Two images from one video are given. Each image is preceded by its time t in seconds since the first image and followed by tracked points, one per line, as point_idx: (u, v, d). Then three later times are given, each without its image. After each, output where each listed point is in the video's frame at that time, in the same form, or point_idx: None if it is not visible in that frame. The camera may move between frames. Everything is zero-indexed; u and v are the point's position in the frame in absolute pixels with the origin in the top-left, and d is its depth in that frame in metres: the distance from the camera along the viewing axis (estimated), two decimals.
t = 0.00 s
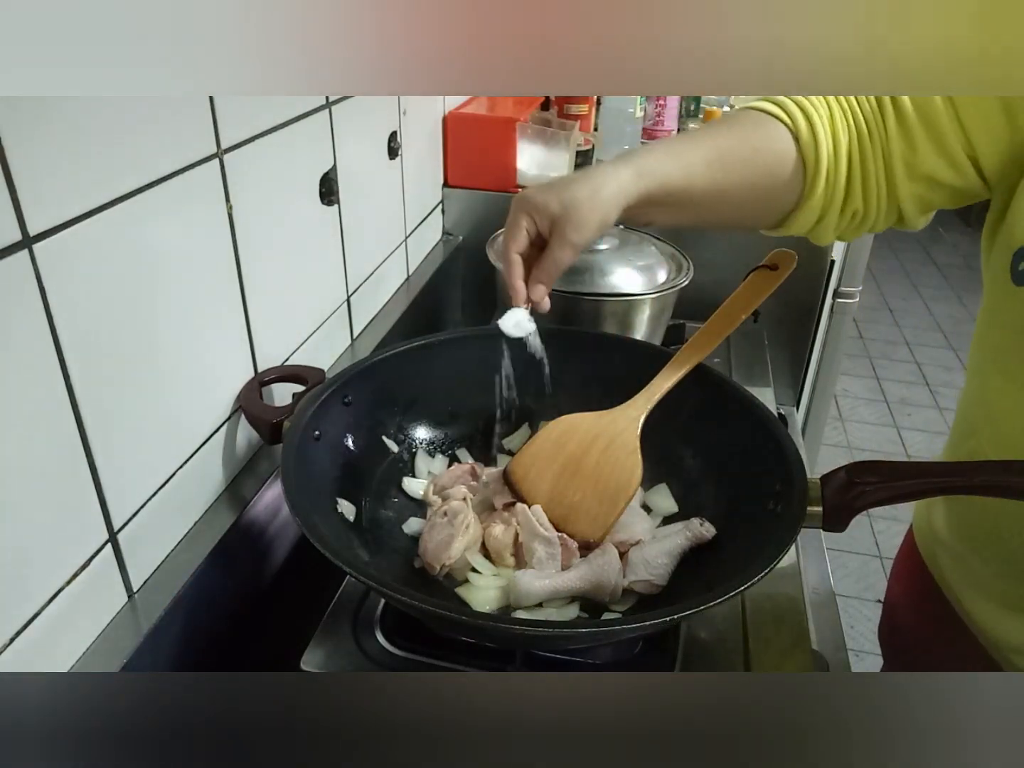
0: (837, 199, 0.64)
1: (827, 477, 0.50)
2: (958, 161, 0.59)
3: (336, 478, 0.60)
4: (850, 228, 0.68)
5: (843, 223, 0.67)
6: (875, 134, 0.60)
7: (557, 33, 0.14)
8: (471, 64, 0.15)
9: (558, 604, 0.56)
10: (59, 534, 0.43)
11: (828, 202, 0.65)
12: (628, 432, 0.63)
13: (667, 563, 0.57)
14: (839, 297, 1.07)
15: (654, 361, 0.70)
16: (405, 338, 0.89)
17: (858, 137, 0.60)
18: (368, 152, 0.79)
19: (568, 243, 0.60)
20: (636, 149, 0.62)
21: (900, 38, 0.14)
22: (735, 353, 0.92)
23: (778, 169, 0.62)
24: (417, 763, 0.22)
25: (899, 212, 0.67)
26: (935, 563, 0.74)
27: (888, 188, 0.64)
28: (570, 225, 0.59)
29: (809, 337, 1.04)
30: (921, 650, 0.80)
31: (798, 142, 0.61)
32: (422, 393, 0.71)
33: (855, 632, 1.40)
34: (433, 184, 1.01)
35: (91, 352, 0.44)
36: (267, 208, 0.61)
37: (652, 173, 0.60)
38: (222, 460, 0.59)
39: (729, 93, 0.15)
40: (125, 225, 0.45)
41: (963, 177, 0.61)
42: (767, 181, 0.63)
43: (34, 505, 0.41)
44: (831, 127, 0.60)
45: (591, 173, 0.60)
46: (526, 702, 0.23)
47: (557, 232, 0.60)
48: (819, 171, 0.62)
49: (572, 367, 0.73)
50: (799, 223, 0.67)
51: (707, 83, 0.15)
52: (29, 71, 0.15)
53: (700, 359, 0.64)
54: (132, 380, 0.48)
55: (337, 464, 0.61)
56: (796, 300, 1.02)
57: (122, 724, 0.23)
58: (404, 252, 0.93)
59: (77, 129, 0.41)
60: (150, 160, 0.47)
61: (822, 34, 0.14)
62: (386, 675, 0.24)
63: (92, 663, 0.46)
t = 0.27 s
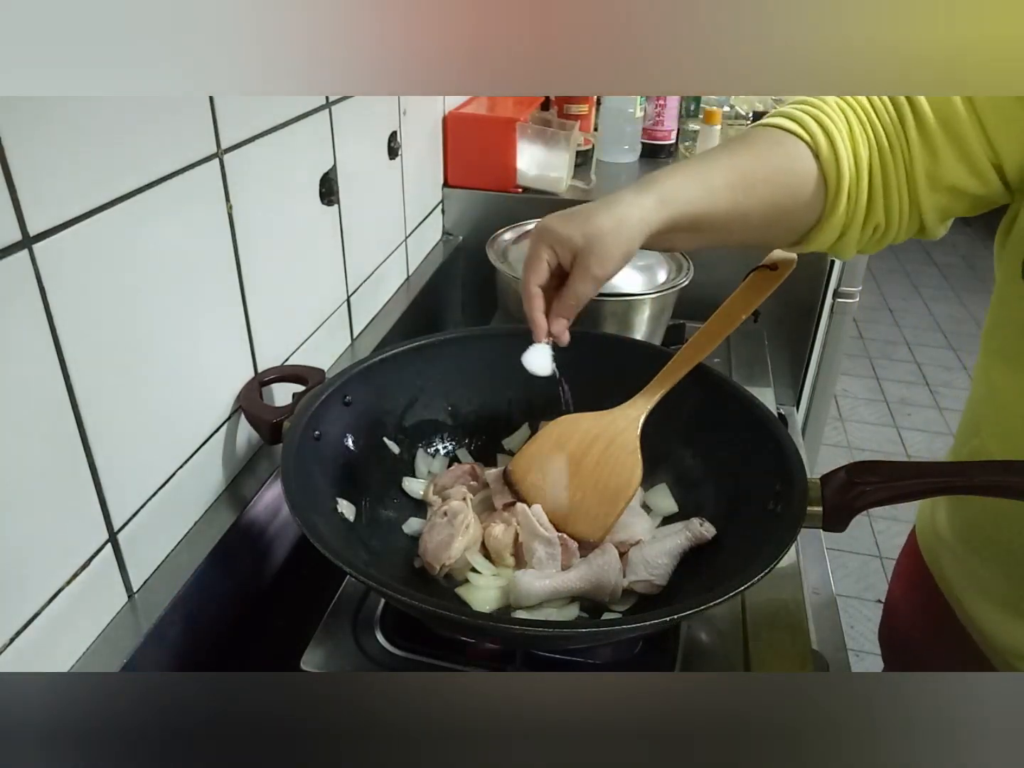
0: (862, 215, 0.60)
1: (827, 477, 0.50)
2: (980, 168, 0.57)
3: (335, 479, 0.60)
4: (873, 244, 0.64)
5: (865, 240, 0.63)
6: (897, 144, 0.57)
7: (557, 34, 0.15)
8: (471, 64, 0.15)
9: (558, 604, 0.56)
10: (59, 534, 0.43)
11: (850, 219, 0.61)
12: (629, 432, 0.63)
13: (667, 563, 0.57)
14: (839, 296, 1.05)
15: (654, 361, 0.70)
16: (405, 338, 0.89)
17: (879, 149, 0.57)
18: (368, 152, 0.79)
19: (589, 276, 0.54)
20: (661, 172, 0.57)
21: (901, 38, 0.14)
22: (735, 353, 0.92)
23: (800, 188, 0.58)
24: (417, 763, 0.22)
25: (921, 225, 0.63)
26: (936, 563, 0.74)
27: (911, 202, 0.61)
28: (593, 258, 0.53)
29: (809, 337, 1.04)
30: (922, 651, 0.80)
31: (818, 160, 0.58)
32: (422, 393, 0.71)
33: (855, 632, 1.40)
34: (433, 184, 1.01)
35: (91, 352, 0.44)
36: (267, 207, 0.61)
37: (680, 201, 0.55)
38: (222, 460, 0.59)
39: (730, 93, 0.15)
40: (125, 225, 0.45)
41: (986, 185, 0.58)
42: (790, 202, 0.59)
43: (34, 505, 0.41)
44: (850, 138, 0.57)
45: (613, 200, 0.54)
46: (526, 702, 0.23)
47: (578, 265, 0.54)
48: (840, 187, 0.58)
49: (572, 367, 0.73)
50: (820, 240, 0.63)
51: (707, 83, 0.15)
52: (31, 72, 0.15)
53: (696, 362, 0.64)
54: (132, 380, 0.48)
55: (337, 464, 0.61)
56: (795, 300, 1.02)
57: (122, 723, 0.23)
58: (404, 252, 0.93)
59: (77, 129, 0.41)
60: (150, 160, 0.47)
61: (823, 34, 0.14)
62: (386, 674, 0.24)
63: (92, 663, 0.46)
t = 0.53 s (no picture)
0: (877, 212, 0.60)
1: (827, 478, 0.50)
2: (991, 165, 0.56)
3: (335, 478, 0.60)
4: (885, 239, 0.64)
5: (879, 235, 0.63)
6: (909, 139, 0.56)
7: (557, 34, 0.15)
8: (470, 64, 0.15)
9: (559, 604, 0.56)
10: (59, 535, 0.43)
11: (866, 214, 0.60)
12: (628, 432, 0.63)
13: (667, 563, 0.57)
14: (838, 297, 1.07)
15: (654, 361, 0.70)
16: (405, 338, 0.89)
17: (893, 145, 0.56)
18: (368, 152, 0.79)
19: (628, 298, 0.57)
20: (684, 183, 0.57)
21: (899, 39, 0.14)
22: (735, 353, 0.92)
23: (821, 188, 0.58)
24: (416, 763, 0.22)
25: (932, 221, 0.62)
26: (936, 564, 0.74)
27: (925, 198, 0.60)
28: (631, 282, 0.56)
29: (809, 338, 1.04)
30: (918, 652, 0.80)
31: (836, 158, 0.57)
32: (422, 393, 0.71)
33: (855, 632, 1.40)
34: (433, 184, 1.01)
35: (91, 353, 0.44)
36: (267, 207, 0.61)
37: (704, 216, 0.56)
38: (222, 460, 0.59)
39: (729, 94, 0.15)
40: (124, 226, 0.45)
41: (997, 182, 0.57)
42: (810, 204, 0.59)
43: (34, 505, 0.41)
44: (865, 136, 0.56)
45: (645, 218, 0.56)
46: (526, 702, 0.23)
47: (618, 288, 0.57)
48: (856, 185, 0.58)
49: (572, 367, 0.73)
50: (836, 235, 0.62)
51: (707, 84, 0.15)
52: (31, 72, 0.15)
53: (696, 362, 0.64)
54: (132, 381, 0.48)
55: (337, 464, 0.61)
56: (795, 300, 1.02)
57: (122, 724, 0.23)
58: (404, 252, 0.93)
59: (77, 129, 0.41)
60: (150, 161, 0.47)
61: (821, 34, 0.14)
62: (385, 674, 0.24)
63: (92, 663, 0.46)
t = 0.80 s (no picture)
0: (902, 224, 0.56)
1: (827, 477, 0.50)
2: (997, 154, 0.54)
3: (335, 478, 0.60)
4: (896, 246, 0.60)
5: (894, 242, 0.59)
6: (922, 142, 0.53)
7: (557, 32, 0.15)
8: (470, 62, 0.15)
9: (559, 604, 0.56)
10: (59, 534, 0.43)
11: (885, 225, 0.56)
12: (628, 431, 0.64)
13: (668, 562, 0.57)
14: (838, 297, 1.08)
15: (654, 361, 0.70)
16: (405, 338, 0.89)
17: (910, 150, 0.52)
18: (368, 153, 0.79)
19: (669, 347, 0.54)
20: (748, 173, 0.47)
21: (901, 37, 0.14)
22: (735, 353, 0.92)
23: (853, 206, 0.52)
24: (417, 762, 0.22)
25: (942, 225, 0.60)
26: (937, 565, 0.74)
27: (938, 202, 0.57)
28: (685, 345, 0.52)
29: (809, 338, 1.04)
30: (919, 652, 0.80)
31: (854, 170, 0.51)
32: (421, 393, 0.71)
33: (855, 632, 1.40)
34: (433, 184, 1.01)
35: (91, 353, 0.44)
36: (267, 207, 0.61)
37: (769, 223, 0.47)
38: (222, 460, 0.59)
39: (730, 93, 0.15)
40: (124, 226, 0.45)
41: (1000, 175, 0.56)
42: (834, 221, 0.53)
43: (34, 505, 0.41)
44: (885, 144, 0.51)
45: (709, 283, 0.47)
46: (526, 702, 0.23)
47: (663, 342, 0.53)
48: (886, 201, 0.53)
49: (572, 367, 0.73)
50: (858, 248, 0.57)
51: (708, 82, 0.15)
52: (32, 72, 0.15)
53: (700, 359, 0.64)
54: (132, 380, 0.48)
55: (337, 464, 0.61)
56: (795, 300, 1.02)
57: (122, 724, 0.23)
58: (404, 252, 0.93)
59: (77, 130, 0.41)
60: (149, 161, 0.47)
61: (823, 32, 0.14)
62: (386, 674, 0.24)
63: (92, 663, 0.46)
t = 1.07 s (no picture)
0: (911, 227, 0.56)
1: (827, 477, 0.50)
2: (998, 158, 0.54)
3: (335, 479, 0.60)
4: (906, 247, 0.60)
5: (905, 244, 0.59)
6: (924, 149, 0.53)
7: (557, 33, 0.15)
8: (469, 63, 0.15)
9: (559, 604, 0.56)
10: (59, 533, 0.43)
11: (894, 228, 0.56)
12: (629, 432, 0.63)
13: (667, 562, 0.57)
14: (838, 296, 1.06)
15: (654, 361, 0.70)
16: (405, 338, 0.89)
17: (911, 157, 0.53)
18: (367, 152, 0.79)
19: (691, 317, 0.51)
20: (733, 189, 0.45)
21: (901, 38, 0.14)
22: (735, 353, 0.92)
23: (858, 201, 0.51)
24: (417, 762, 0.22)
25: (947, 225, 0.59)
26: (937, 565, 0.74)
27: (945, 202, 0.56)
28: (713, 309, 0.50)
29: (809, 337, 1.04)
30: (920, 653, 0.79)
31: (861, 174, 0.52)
32: (422, 393, 0.71)
33: (855, 632, 1.40)
34: (433, 184, 1.01)
35: (90, 353, 0.44)
36: (267, 207, 0.61)
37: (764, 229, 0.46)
38: (222, 460, 0.59)
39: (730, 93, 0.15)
40: (124, 225, 0.45)
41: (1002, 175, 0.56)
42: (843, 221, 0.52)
43: (34, 504, 0.41)
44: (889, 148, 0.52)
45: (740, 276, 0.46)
46: (526, 702, 0.23)
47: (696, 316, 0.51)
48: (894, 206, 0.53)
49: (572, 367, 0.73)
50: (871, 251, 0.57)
51: (707, 83, 0.15)
52: (32, 73, 0.15)
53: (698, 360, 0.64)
54: (132, 380, 0.48)
55: (337, 464, 0.61)
56: (795, 299, 1.02)
57: (122, 725, 0.23)
58: (404, 252, 0.93)
59: (77, 130, 0.41)
60: (149, 161, 0.47)
61: (823, 32, 0.14)
62: (386, 674, 0.24)
63: (92, 663, 0.46)
